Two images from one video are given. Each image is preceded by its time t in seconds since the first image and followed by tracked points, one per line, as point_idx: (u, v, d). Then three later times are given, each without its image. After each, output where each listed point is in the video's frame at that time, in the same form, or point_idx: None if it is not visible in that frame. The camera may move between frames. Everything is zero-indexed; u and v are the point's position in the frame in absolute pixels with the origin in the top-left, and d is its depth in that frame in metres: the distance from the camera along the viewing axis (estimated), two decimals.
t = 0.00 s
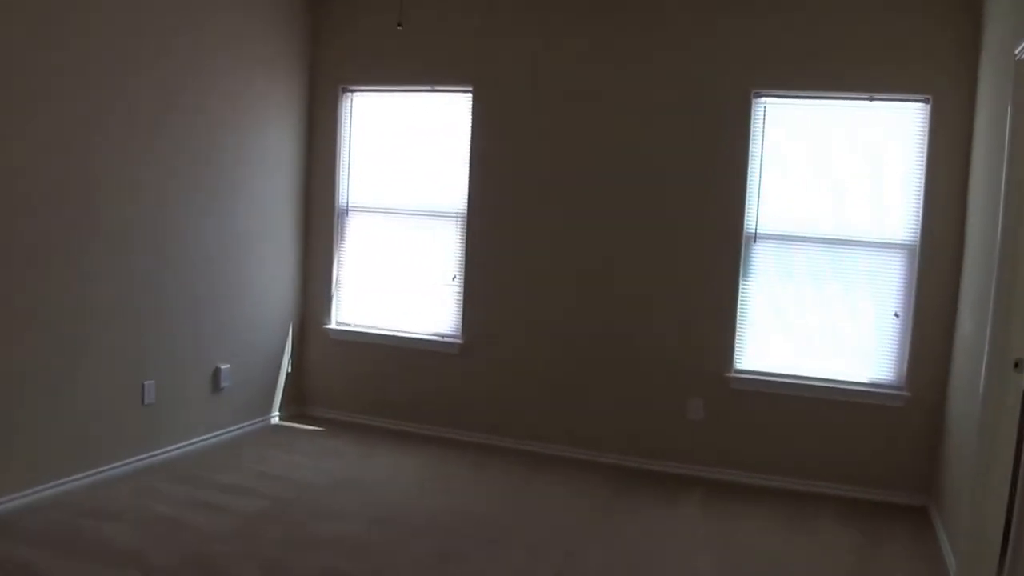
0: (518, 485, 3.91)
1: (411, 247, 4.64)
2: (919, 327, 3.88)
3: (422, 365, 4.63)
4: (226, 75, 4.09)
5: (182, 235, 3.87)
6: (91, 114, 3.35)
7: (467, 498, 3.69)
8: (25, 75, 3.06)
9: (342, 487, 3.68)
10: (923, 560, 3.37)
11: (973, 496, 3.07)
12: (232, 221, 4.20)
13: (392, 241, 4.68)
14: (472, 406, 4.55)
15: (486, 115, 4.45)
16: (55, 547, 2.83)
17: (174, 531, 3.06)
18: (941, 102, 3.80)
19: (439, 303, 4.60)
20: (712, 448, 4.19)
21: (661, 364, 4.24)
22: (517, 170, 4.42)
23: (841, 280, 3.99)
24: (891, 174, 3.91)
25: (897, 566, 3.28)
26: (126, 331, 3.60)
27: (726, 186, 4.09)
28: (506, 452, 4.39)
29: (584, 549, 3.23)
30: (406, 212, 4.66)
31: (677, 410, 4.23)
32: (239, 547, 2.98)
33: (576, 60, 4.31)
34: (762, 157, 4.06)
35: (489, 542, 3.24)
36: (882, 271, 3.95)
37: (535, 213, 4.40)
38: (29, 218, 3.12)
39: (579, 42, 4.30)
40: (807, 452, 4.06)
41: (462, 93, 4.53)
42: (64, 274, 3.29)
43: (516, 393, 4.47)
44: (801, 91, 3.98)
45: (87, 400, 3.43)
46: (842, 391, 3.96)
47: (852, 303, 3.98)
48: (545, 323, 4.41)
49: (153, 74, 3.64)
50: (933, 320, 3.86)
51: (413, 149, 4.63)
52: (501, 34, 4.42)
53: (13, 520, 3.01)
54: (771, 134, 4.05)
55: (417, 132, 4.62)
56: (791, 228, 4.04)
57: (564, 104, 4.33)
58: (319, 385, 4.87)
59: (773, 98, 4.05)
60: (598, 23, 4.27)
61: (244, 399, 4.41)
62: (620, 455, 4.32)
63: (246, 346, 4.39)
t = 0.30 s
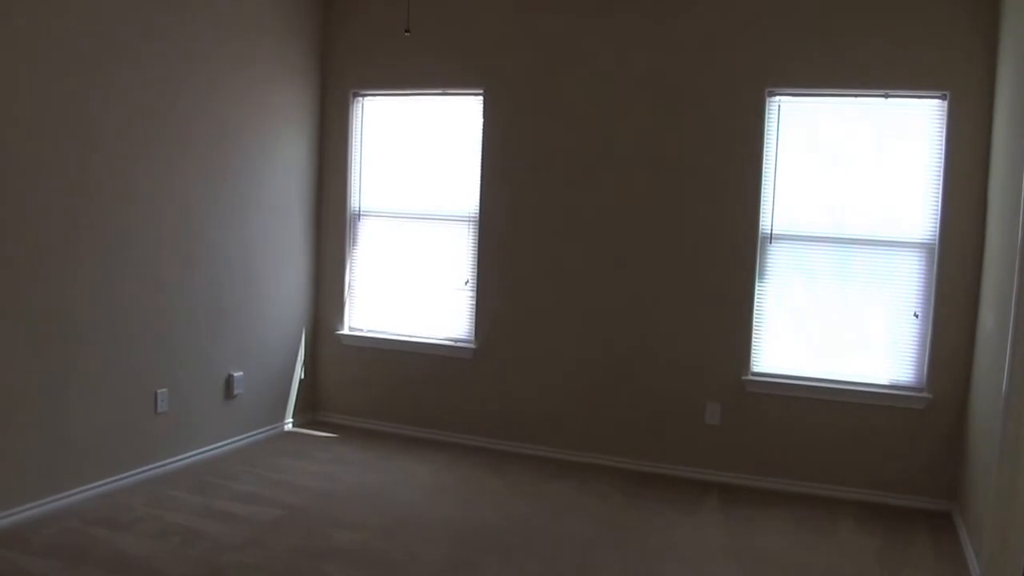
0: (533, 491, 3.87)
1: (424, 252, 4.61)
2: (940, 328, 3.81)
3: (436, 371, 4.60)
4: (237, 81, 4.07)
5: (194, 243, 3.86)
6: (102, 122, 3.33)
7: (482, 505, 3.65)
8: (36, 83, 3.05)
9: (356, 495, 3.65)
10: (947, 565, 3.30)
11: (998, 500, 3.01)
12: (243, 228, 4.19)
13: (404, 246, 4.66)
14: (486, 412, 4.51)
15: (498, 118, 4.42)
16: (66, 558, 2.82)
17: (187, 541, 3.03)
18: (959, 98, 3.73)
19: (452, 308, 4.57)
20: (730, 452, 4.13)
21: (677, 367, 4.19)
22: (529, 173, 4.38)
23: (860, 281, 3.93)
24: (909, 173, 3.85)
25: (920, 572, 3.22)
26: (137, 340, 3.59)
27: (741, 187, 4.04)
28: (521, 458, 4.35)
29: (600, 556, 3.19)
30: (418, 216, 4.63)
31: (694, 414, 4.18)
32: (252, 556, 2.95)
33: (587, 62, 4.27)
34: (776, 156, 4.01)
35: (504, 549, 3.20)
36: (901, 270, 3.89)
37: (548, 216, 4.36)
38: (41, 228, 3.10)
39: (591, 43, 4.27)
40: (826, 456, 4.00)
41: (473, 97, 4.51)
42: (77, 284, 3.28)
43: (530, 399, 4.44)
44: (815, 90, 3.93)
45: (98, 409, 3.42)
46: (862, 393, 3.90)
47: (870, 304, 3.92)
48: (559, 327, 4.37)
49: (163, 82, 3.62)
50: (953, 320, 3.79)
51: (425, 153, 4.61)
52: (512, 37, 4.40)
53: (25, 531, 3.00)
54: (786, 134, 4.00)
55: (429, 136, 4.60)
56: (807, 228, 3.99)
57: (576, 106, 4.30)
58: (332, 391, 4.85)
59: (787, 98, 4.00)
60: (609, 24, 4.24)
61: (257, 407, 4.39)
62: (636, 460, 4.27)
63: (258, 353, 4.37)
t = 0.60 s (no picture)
0: (540, 493, 3.87)
1: (429, 254, 4.63)
2: (950, 327, 3.78)
3: (442, 373, 4.61)
4: (242, 87, 4.10)
5: (200, 248, 3.89)
6: (107, 129, 3.37)
7: (488, 508, 3.66)
8: (41, 91, 3.08)
9: (363, 498, 3.67)
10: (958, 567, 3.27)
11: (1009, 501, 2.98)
12: (249, 232, 4.22)
13: (411, 248, 4.67)
14: (493, 414, 4.52)
15: (502, 120, 4.42)
16: (75, 561, 2.85)
17: (194, 544, 3.06)
18: (967, 94, 3.70)
19: (458, 310, 4.58)
20: (738, 453, 4.12)
21: (683, 368, 4.18)
22: (533, 175, 4.39)
23: (868, 279, 3.91)
24: (917, 170, 3.82)
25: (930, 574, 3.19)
26: (145, 345, 3.62)
27: (747, 187, 4.02)
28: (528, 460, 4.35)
29: (606, 558, 3.19)
30: (423, 218, 4.65)
31: (701, 415, 4.16)
32: (259, 560, 2.97)
33: (592, 63, 4.27)
34: (782, 155, 3.99)
35: (510, 551, 3.20)
36: (910, 268, 3.86)
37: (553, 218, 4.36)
38: (48, 235, 3.14)
39: (595, 44, 4.26)
40: (835, 457, 3.97)
41: (477, 99, 4.51)
42: (83, 289, 3.31)
43: (537, 400, 4.44)
44: (821, 88, 3.90)
45: (108, 414, 3.46)
46: (871, 392, 3.87)
47: (879, 303, 3.89)
48: (565, 329, 4.37)
49: (168, 89, 3.66)
50: (963, 318, 3.76)
51: (429, 156, 4.62)
52: (516, 38, 4.40)
53: (35, 535, 3.03)
54: (792, 132, 3.98)
55: (434, 138, 4.61)
56: (814, 227, 3.97)
57: (581, 108, 4.29)
58: (340, 394, 4.88)
59: (793, 96, 3.98)
60: (613, 25, 4.23)
61: (264, 410, 4.42)
62: (644, 462, 4.26)
63: (265, 356, 4.41)
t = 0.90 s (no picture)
0: (543, 494, 3.89)
1: (431, 257, 4.65)
2: (953, 326, 3.77)
3: (445, 374, 4.64)
4: (245, 92, 4.14)
5: (205, 252, 3.93)
6: (113, 136, 3.40)
7: (490, 509, 3.68)
8: (48, 99, 3.12)
9: (366, 499, 3.69)
10: (963, 568, 3.25)
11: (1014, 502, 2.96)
12: (253, 236, 4.26)
13: (413, 250, 4.70)
14: (496, 415, 4.54)
15: (503, 123, 4.44)
16: (81, 564, 2.88)
17: (198, 546, 3.09)
18: (969, 93, 3.68)
19: (459, 311, 4.61)
20: (740, 454, 4.12)
21: (685, 368, 4.18)
22: (534, 176, 4.40)
23: (871, 279, 3.90)
24: (919, 169, 3.81)
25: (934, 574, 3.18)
26: (150, 348, 3.66)
27: (747, 187, 4.02)
28: (531, 462, 4.37)
29: (607, 559, 3.20)
30: (425, 220, 4.67)
31: (704, 416, 4.17)
32: (262, 561, 2.99)
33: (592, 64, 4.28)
34: (783, 155, 3.99)
35: (511, 552, 3.22)
36: (912, 267, 3.84)
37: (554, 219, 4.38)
38: (53, 240, 3.18)
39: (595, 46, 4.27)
40: (838, 457, 3.97)
41: (478, 101, 4.53)
42: (89, 293, 3.35)
43: (540, 401, 4.45)
44: (822, 87, 3.90)
45: (114, 416, 3.50)
46: (874, 392, 3.86)
47: (882, 302, 3.89)
48: (567, 330, 4.38)
49: (173, 95, 3.70)
50: (966, 317, 3.74)
51: (430, 159, 4.64)
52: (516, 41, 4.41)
53: (41, 537, 3.07)
54: (793, 132, 3.98)
55: (435, 140, 4.63)
56: (816, 226, 3.96)
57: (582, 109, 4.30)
58: (343, 396, 4.91)
59: (794, 95, 3.97)
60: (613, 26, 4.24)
61: (268, 411, 4.46)
62: (647, 462, 4.27)
63: (269, 358, 4.45)
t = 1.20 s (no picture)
0: (544, 496, 3.89)
1: (432, 258, 4.67)
2: (955, 326, 3.75)
3: (446, 376, 4.65)
4: (248, 97, 4.18)
5: (208, 256, 3.97)
6: (116, 141, 3.44)
7: (491, 511, 3.68)
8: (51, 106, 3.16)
9: (367, 501, 3.70)
10: (967, 569, 3.24)
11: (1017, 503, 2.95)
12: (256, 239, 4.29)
13: (415, 252, 4.71)
14: (498, 417, 4.55)
15: (504, 125, 4.45)
16: (83, 566, 2.90)
17: (199, 548, 3.11)
18: (971, 92, 3.67)
19: (461, 313, 4.62)
20: (742, 456, 4.11)
21: (687, 370, 4.18)
22: (534, 178, 4.41)
23: (873, 279, 3.89)
24: (920, 169, 3.80)
25: None
26: (153, 351, 3.69)
27: (748, 188, 4.02)
28: (532, 463, 4.37)
29: (606, 561, 3.20)
30: (426, 223, 4.69)
31: (706, 417, 4.16)
32: (263, 563, 3.01)
33: (592, 66, 4.29)
34: (783, 155, 3.99)
35: (512, 554, 3.23)
36: (915, 267, 3.83)
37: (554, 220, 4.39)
38: (55, 244, 3.21)
39: (595, 48, 4.28)
40: (840, 459, 3.95)
41: (478, 104, 4.55)
42: (90, 297, 3.37)
43: (541, 403, 4.46)
44: (823, 88, 3.89)
45: (117, 419, 3.53)
46: (876, 393, 3.85)
47: (884, 303, 3.88)
48: (568, 332, 4.39)
49: (175, 100, 3.73)
50: (969, 317, 3.73)
51: (430, 161, 4.66)
52: (516, 43, 4.43)
53: (44, 540, 3.09)
54: (793, 132, 3.97)
55: (435, 143, 4.65)
56: (817, 227, 3.95)
57: (583, 111, 4.31)
58: (346, 398, 4.93)
59: (794, 96, 3.97)
60: (613, 28, 4.25)
61: (270, 413, 4.48)
62: (649, 464, 4.26)
63: (272, 360, 4.48)
